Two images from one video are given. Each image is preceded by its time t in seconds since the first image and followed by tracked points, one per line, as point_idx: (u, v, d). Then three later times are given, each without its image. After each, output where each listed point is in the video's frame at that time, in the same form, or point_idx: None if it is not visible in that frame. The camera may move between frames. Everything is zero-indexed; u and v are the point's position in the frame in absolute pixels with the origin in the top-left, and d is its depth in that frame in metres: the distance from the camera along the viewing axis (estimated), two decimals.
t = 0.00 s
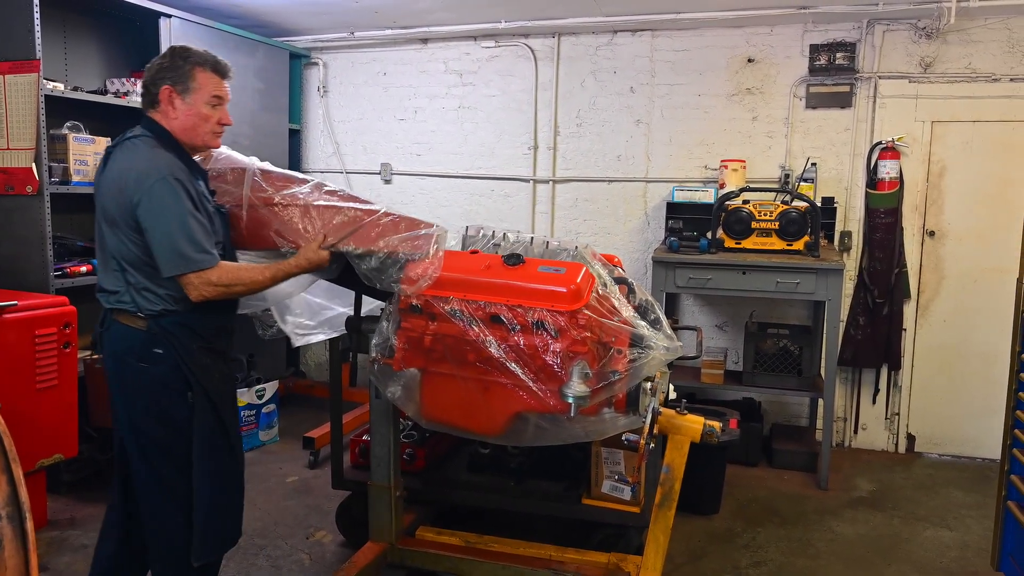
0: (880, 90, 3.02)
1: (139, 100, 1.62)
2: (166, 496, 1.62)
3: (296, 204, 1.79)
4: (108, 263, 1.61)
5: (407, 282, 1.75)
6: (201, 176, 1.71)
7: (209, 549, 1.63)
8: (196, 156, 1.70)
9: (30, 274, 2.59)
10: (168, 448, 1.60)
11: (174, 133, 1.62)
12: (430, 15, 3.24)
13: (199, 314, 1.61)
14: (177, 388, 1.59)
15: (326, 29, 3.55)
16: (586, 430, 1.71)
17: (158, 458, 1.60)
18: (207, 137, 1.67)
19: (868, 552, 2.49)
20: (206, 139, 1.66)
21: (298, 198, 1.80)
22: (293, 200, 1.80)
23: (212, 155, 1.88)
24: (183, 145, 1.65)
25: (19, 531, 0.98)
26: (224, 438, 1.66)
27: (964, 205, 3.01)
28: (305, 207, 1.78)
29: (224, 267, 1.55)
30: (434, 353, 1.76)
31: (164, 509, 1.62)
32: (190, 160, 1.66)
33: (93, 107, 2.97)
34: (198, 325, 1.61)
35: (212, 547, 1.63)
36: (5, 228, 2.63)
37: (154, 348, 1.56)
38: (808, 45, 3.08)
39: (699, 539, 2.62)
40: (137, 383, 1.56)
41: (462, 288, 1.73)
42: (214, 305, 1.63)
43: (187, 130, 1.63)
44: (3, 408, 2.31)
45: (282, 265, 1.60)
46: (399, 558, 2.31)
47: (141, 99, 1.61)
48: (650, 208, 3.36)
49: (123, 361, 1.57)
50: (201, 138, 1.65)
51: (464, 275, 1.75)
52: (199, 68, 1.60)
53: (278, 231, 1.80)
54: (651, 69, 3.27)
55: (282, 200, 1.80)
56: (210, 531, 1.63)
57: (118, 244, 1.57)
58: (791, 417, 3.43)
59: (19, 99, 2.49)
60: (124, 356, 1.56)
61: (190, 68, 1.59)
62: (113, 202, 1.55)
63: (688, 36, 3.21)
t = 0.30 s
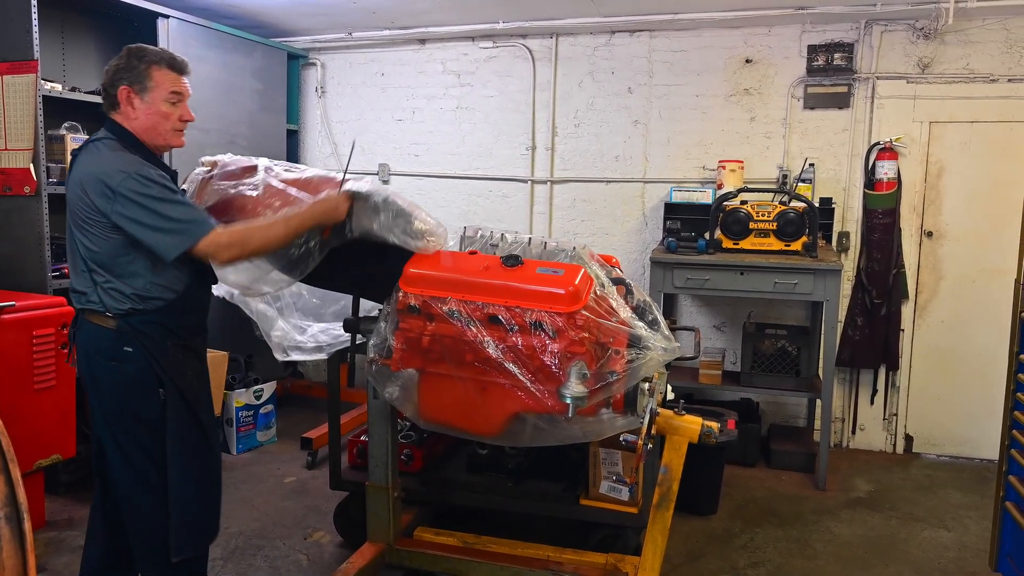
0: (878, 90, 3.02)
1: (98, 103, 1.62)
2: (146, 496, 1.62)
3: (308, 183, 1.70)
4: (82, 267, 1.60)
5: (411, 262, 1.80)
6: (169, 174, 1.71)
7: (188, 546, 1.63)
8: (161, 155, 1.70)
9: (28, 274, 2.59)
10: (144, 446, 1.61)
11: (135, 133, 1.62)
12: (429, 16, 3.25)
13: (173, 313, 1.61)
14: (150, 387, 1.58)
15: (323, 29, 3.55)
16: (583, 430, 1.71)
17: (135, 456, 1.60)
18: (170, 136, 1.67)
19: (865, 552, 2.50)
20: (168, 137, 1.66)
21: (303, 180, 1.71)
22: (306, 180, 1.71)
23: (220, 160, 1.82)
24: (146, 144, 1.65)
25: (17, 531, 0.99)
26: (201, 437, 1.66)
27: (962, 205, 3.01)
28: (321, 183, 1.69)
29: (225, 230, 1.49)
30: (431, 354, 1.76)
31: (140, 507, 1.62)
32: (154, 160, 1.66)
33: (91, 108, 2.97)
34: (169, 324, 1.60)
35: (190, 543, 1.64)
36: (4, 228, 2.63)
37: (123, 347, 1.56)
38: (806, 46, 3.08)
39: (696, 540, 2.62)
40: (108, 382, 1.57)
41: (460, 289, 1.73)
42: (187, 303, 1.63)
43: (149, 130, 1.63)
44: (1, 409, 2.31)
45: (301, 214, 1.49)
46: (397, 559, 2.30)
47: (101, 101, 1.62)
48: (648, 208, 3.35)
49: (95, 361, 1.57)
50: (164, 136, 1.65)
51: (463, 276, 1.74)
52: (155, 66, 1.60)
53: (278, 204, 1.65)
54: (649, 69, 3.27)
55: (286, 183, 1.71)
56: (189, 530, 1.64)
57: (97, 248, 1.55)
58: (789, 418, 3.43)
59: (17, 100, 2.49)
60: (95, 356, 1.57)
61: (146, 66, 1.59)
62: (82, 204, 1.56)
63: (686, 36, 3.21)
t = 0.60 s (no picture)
0: (876, 91, 3.02)
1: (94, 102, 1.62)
2: (141, 494, 1.63)
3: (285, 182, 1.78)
4: (84, 268, 1.60)
5: (410, 261, 1.81)
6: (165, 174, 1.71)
7: (184, 546, 1.63)
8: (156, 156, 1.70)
9: (26, 274, 2.59)
10: (143, 446, 1.61)
11: (132, 132, 1.62)
12: (427, 16, 3.25)
13: (174, 313, 1.61)
14: (148, 388, 1.58)
15: (322, 29, 3.55)
16: (582, 431, 1.71)
17: (134, 455, 1.61)
18: (166, 136, 1.67)
19: (864, 552, 2.50)
20: (165, 138, 1.66)
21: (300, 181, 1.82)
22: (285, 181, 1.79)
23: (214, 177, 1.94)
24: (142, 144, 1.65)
25: (15, 531, 0.94)
26: (200, 437, 1.66)
27: (960, 205, 3.01)
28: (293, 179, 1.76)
29: (241, 199, 1.55)
30: (430, 355, 1.76)
31: (140, 506, 1.63)
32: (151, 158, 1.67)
33: (89, 108, 2.97)
34: (168, 325, 1.60)
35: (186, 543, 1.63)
36: (3, 229, 2.63)
37: (123, 347, 1.56)
38: (804, 46, 3.08)
39: (695, 540, 2.62)
40: (108, 381, 1.58)
41: (459, 289, 1.73)
42: (186, 303, 1.62)
43: (145, 131, 1.63)
44: None
45: (309, 177, 1.62)
46: (395, 559, 2.30)
47: (97, 101, 1.62)
48: (646, 209, 3.35)
49: (96, 360, 1.58)
50: (160, 137, 1.65)
51: (462, 276, 1.74)
52: (150, 66, 1.59)
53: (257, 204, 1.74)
54: (648, 70, 3.27)
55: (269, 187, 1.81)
56: (182, 531, 1.62)
57: (104, 245, 1.56)
58: (788, 418, 3.44)
59: (15, 100, 2.49)
60: (96, 355, 1.58)
61: (142, 67, 1.59)
62: (85, 204, 1.56)
63: (684, 36, 3.21)
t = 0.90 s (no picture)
0: (874, 91, 3.02)
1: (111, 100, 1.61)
2: (151, 494, 1.62)
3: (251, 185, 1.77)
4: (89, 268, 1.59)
5: (406, 264, 1.82)
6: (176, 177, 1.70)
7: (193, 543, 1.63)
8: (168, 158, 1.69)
9: (25, 274, 2.59)
10: (153, 445, 1.61)
11: (147, 133, 1.62)
12: (425, 16, 3.25)
13: (185, 313, 1.61)
14: (161, 387, 1.58)
15: (320, 30, 3.55)
16: (580, 431, 1.70)
17: (144, 455, 1.60)
18: (181, 139, 1.66)
19: (862, 552, 2.50)
20: (179, 140, 1.66)
21: (268, 175, 1.80)
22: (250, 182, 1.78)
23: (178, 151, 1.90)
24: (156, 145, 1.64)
25: (14, 532, 0.94)
26: (211, 435, 1.66)
27: (958, 205, 3.01)
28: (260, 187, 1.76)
29: (247, 219, 1.55)
30: (427, 355, 1.76)
31: (148, 505, 1.62)
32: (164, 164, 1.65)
33: (87, 108, 2.97)
34: (181, 324, 1.60)
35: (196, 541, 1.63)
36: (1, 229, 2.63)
37: (136, 347, 1.56)
38: (802, 47, 3.08)
39: (693, 540, 2.62)
40: (120, 381, 1.57)
41: (457, 289, 1.73)
42: (198, 303, 1.63)
43: (161, 132, 1.63)
44: None
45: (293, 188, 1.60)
46: (393, 559, 2.30)
47: (114, 99, 1.60)
48: (645, 209, 3.35)
49: (106, 360, 1.57)
50: (175, 139, 1.65)
51: (460, 276, 1.75)
52: (175, 71, 1.59)
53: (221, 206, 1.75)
54: (646, 70, 3.27)
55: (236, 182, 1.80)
56: (192, 529, 1.63)
57: (114, 247, 1.54)
58: (786, 419, 3.44)
59: (13, 100, 2.49)
60: (106, 355, 1.56)
61: (166, 71, 1.59)
62: (97, 204, 1.54)
63: (682, 37, 3.21)
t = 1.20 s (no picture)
0: (873, 91, 3.03)
1: (106, 100, 1.61)
2: (157, 493, 1.61)
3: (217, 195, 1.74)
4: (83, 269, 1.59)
5: (404, 264, 1.82)
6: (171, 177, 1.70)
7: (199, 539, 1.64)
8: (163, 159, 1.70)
9: (24, 274, 2.59)
10: (158, 442, 1.61)
11: (142, 133, 1.62)
12: (424, 17, 3.25)
13: (186, 312, 1.61)
14: (166, 384, 1.59)
15: (319, 30, 3.55)
16: (580, 431, 1.69)
17: (149, 452, 1.60)
18: (175, 140, 1.67)
19: (860, 552, 2.50)
20: (173, 141, 1.66)
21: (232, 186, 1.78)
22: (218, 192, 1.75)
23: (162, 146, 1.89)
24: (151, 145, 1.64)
25: (13, 532, 0.93)
26: (213, 432, 1.67)
27: (957, 205, 3.01)
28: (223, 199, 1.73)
29: (217, 249, 1.53)
30: (425, 356, 1.76)
31: (152, 504, 1.61)
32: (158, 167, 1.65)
33: (86, 108, 2.97)
34: (183, 321, 1.61)
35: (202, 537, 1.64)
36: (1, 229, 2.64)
37: (139, 345, 1.56)
38: (801, 47, 3.08)
39: (692, 540, 2.62)
40: (123, 379, 1.56)
41: (456, 289, 1.73)
42: (200, 301, 1.63)
43: (156, 133, 1.63)
44: None
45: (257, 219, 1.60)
46: (392, 559, 2.30)
47: (109, 99, 1.60)
48: (643, 209, 3.35)
49: (108, 358, 1.56)
50: (170, 140, 1.65)
51: (457, 276, 1.75)
52: (170, 72, 1.59)
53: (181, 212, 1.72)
54: (644, 70, 3.27)
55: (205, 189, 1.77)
56: (198, 525, 1.63)
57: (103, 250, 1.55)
58: (784, 419, 3.44)
59: (12, 100, 2.49)
60: (109, 354, 1.56)
61: (162, 72, 1.59)
62: (91, 205, 1.55)
63: (681, 37, 3.21)
